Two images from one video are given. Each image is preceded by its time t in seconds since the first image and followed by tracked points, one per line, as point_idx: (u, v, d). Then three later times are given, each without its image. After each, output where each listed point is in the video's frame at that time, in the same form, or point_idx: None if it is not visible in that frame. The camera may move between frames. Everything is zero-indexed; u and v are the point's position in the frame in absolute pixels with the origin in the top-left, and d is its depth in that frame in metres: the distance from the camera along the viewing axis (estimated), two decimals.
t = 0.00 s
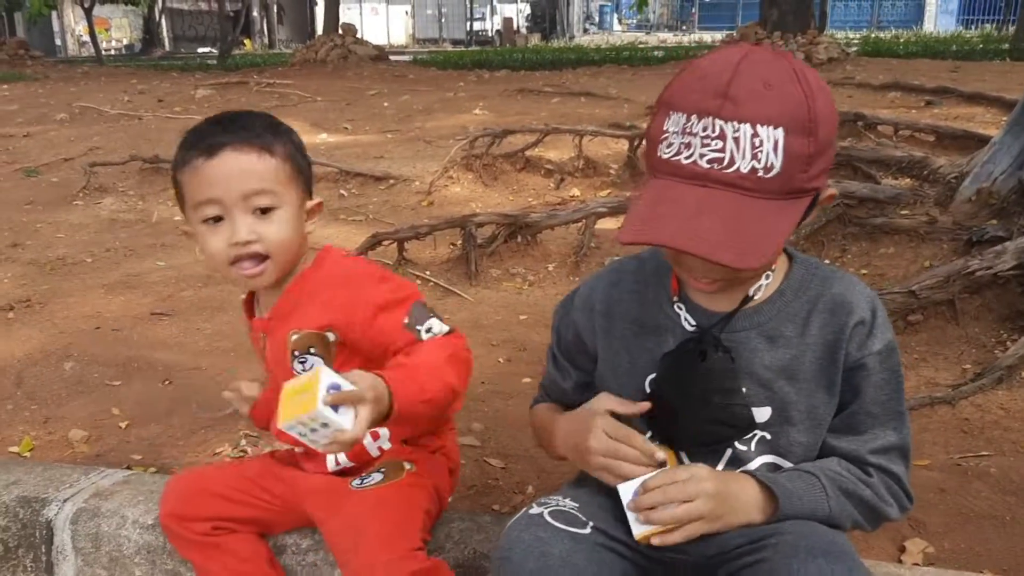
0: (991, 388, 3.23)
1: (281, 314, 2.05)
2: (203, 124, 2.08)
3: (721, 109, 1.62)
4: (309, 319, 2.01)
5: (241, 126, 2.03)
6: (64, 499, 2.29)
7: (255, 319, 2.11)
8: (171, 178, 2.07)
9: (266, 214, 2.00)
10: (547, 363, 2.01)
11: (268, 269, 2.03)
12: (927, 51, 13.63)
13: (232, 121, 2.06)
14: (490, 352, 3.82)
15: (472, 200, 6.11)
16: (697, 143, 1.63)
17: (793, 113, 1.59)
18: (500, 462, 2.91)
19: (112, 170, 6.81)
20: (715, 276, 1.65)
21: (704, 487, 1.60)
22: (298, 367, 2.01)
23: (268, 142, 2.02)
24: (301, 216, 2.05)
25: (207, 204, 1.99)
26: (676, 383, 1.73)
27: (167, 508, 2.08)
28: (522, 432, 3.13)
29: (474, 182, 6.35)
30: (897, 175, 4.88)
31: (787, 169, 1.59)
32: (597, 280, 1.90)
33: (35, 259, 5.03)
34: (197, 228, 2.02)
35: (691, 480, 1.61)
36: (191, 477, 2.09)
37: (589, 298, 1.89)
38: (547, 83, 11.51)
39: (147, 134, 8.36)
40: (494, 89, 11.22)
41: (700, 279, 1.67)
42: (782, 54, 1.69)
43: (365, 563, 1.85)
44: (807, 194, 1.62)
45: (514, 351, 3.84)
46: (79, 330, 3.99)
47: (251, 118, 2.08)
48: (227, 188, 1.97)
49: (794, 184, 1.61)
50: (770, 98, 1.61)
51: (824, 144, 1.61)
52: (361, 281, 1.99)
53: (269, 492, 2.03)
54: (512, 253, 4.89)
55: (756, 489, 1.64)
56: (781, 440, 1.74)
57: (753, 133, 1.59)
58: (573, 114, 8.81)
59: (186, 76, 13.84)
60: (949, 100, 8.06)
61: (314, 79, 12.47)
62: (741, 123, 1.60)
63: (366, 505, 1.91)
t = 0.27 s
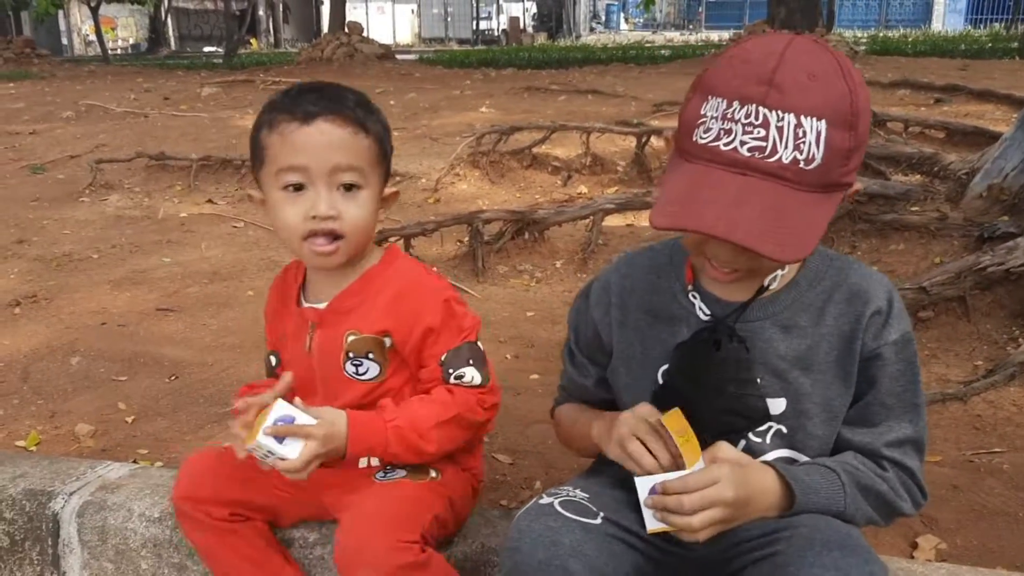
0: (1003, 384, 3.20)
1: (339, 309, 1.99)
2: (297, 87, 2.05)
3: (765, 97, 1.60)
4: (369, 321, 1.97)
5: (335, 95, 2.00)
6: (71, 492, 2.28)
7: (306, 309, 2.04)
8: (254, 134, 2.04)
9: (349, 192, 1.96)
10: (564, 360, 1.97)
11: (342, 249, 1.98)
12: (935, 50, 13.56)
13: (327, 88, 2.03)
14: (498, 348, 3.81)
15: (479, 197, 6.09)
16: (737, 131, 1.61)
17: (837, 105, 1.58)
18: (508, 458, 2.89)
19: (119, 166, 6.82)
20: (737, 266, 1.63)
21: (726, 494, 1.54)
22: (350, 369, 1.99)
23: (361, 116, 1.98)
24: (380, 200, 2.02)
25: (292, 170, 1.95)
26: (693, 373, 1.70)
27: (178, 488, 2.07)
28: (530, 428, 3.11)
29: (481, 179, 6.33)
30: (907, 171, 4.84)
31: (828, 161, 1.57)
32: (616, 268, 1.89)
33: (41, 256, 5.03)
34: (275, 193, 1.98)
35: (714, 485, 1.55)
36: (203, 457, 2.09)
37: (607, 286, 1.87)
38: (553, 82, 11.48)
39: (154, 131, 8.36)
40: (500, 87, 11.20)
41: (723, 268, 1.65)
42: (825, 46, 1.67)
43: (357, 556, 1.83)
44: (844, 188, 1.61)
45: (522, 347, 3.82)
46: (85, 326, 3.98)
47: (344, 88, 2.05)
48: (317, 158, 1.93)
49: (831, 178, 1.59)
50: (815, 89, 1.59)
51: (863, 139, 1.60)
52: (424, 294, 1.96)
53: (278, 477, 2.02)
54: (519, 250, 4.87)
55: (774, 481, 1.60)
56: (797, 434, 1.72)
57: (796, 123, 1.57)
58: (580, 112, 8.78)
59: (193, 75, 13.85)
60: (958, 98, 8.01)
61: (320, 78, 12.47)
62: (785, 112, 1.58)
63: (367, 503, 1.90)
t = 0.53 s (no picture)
0: (1012, 383, 3.18)
1: (395, 309, 1.99)
2: (393, 73, 2.03)
3: (801, 84, 1.59)
4: (428, 325, 1.98)
5: (434, 91, 2.00)
6: (77, 489, 2.28)
7: (356, 304, 2.03)
8: (347, 115, 2.00)
9: (441, 192, 1.97)
10: (576, 345, 1.95)
11: (421, 247, 1.98)
12: (940, 51, 13.54)
13: (423, 82, 2.03)
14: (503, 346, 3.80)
15: (484, 196, 6.09)
16: (773, 118, 1.59)
17: (871, 96, 1.59)
18: (515, 456, 2.88)
19: (124, 166, 6.83)
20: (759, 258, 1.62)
21: (731, 499, 1.55)
22: (399, 372, 2.00)
23: (456, 117, 2.00)
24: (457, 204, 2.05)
25: (395, 162, 1.93)
26: (712, 367, 1.71)
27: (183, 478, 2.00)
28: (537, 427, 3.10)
29: (486, 179, 6.33)
30: (915, 170, 4.82)
31: (862, 151, 1.58)
32: (635, 257, 1.87)
33: (47, 254, 5.03)
34: (371, 180, 1.95)
35: (718, 490, 1.55)
36: (212, 446, 2.04)
37: (625, 276, 1.85)
38: (558, 82, 11.47)
39: (159, 131, 8.38)
40: (505, 88, 11.20)
41: (746, 258, 1.63)
42: (855, 37, 1.68)
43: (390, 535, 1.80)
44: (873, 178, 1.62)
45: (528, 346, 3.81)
46: (91, 324, 3.98)
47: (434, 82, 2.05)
48: (423, 154, 1.93)
49: (862, 167, 1.59)
50: (851, 78, 1.59)
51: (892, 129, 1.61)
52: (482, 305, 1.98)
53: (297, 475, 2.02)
54: (525, 249, 4.86)
55: (780, 478, 1.60)
56: (808, 427, 1.71)
57: (832, 112, 1.57)
58: (585, 112, 8.78)
59: (198, 75, 13.88)
60: (965, 99, 8.00)
61: (325, 78, 12.48)
62: (821, 101, 1.58)
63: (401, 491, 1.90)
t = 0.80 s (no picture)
0: (1015, 383, 3.16)
1: (428, 309, 1.96)
2: (427, 66, 1.87)
3: (834, 84, 1.56)
4: (463, 325, 1.97)
5: (473, 88, 1.85)
6: (72, 486, 2.26)
7: (387, 305, 1.97)
8: (379, 112, 1.84)
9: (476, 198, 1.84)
10: (568, 330, 1.94)
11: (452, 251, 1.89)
12: (941, 51, 13.52)
13: (459, 76, 1.87)
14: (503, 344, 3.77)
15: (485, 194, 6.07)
16: (804, 116, 1.57)
17: (900, 98, 1.57)
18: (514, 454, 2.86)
19: (124, 163, 6.81)
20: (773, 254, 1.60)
21: (725, 506, 1.52)
22: (434, 373, 1.98)
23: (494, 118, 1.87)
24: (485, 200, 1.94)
25: (432, 168, 1.79)
26: (708, 353, 1.65)
27: (199, 499, 1.93)
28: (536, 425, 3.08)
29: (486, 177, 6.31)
30: (917, 170, 4.80)
31: (888, 154, 1.56)
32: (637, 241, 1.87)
33: (46, 251, 5.02)
34: (404, 186, 1.81)
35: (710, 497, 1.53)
36: (225, 463, 1.97)
37: (627, 258, 1.86)
38: (560, 81, 11.45)
39: (159, 128, 8.36)
40: (506, 86, 11.18)
41: (758, 255, 1.61)
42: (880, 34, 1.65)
43: (426, 524, 1.81)
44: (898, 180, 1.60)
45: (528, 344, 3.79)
46: (88, 321, 3.96)
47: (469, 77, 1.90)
48: (463, 160, 1.79)
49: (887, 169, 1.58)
50: (884, 79, 1.57)
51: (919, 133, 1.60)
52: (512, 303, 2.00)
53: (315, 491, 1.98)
54: (525, 248, 4.84)
55: (786, 482, 1.56)
56: (811, 421, 1.69)
57: (863, 112, 1.55)
58: (586, 111, 8.76)
59: (198, 74, 13.87)
60: (967, 99, 7.98)
61: (326, 77, 12.46)
62: (852, 102, 1.55)
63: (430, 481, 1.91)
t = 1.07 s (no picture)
0: (1003, 382, 3.17)
1: (418, 306, 1.97)
2: (422, 65, 1.86)
3: (828, 83, 1.56)
4: (452, 319, 1.98)
5: (467, 87, 1.84)
6: (57, 484, 2.26)
7: (377, 303, 1.98)
8: (373, 111, 1.83)
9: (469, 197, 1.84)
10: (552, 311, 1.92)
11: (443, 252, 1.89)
12: (937, 50, 13.53)
13: (453, 75, 1.86)
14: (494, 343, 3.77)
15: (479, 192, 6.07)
16: (799, 115, 1.56)
17: (891, 97, 1.57)
18: (502, 453, 2.86)
19: (117, 161, 6.79)
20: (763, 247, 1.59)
21: (711, 517, 1.50)
22: (423, 367, 1.98)
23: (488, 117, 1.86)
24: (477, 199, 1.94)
25: (425, 169, 1.79)
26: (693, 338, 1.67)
27: (187, 514, 1.88)
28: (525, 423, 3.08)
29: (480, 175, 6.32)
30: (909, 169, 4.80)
31: (880, 151, 1.56)
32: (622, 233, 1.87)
33: (37, 249, 5.01)
34: (395, 186, 1.81)
35: (698, 507, 1.50)
36: (211, 474, 1.92)
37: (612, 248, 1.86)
38: (556, 80, 11.45)
39: (153, 126, 8.35)
40: (502, 85, 11.17)
41: (747, 249, 1.61)
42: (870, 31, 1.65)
43: (410, 524, 1.80)
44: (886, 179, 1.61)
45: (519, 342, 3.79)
46: (79, 319, 3.96)
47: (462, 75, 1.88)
48: (456, 160, 1.79)
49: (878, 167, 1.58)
50: (876, 79, 1.57)
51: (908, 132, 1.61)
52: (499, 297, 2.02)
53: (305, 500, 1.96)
54: (518, 246, 4.84)
55: (771, 487, 1.56)
56: (793, 413, 1.69)
57: (856, 112, 1.55)
58: (580, 109, 8.76)
59: (194, 72, 13.84)
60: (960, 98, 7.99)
61: (322, 75, 12.45)
62: (847, 101, 1.55)
63: (414, 483, 1.90)
